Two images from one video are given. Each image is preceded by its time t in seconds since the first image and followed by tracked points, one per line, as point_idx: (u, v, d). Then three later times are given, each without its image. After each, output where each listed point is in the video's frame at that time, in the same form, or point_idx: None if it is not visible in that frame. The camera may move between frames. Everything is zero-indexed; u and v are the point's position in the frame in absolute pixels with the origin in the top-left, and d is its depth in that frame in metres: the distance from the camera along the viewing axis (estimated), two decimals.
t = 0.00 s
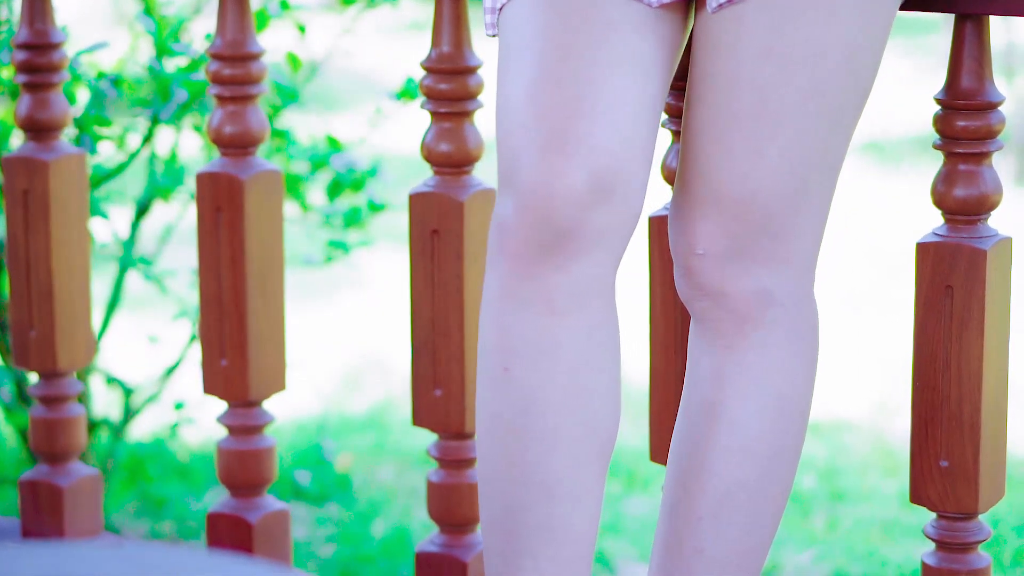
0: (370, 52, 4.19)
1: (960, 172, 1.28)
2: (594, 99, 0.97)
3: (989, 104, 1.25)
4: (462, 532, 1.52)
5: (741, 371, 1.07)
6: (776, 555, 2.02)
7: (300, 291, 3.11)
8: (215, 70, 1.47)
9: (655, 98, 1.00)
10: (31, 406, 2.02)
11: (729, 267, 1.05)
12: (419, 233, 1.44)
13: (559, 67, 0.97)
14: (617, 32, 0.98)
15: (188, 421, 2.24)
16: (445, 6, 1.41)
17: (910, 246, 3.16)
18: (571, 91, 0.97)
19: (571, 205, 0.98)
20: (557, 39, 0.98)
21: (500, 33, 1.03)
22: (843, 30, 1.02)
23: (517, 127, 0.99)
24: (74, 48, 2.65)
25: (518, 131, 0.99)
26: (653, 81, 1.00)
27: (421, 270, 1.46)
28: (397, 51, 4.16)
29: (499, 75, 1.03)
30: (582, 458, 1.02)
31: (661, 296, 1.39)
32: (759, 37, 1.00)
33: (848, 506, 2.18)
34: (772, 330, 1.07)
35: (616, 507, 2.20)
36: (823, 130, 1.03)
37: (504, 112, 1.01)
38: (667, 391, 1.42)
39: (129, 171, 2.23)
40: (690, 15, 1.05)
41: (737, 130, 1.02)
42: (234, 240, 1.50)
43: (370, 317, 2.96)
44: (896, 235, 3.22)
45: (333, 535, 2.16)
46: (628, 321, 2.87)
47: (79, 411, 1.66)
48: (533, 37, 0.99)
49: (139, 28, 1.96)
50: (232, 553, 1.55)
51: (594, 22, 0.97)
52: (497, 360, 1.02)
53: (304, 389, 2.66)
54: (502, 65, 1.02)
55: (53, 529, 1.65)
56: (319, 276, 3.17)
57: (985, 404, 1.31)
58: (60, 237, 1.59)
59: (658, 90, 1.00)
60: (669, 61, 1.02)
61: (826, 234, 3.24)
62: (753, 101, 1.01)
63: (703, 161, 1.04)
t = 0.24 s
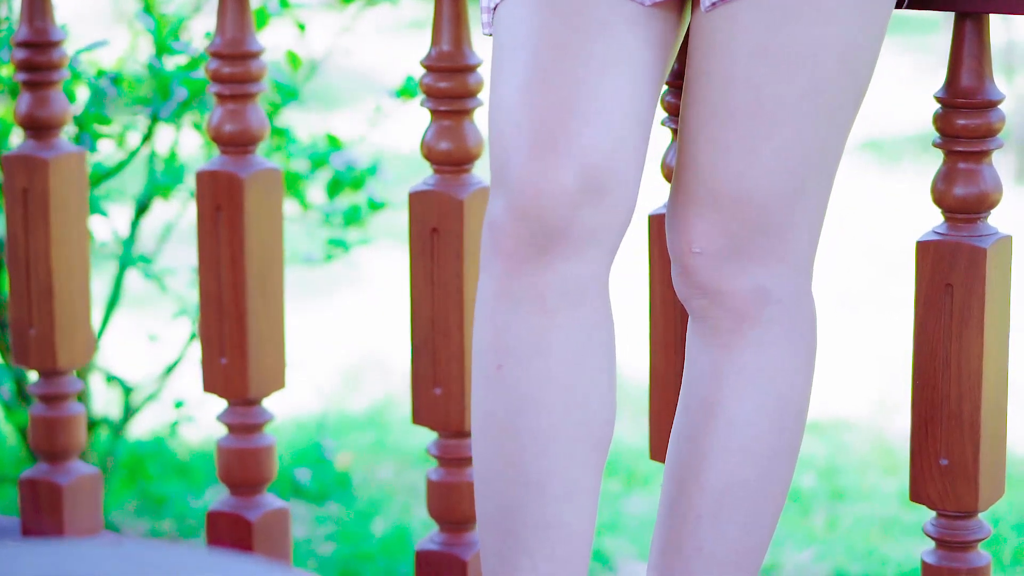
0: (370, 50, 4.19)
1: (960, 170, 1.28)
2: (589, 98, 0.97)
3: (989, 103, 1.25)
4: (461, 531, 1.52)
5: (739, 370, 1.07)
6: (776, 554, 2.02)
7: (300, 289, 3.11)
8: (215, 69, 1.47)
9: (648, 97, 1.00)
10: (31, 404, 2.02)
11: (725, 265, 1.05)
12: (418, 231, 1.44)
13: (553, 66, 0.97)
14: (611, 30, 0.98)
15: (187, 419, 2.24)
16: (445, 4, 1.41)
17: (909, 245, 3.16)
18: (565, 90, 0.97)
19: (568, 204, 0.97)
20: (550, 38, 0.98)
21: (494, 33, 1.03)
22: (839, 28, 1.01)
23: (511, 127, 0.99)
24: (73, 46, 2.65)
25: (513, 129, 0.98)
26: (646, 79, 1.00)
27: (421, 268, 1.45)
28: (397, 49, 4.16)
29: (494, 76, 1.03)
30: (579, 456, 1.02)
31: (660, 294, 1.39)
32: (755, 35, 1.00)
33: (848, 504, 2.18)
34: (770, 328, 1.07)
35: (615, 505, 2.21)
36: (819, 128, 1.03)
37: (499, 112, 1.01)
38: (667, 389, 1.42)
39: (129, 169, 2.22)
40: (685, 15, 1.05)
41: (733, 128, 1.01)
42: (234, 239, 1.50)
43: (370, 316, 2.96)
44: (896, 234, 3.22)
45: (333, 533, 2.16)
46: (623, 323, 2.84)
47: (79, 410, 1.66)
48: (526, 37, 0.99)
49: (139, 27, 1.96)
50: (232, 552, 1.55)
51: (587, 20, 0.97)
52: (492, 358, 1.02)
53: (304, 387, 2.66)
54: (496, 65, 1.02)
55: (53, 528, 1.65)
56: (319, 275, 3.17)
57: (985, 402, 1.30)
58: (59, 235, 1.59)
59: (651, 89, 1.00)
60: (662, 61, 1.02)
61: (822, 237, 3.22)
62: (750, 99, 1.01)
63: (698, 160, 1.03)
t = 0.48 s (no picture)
0: (370, 48, 4.19)
1: (960, 168, 1.28)
2: (583, 97, 0.97)
3: (989, 101, 1.25)
4: (461, 528, 1.52)
5: (736, 367, 1.07)
6: (775, 552, 2.02)
7: (300, 287, 3.11)
8: (215, 67, 1.47)
9: (639, 95, 1.00)
10: (31, 402, 2.02)
11: (723, 265, 1.05)
12: (418, 229, 1.44)
13: (546, 64, 0.97)
14: (603, 28, 0.98)
15: (187, 417, 2.24)
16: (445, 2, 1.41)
17: (908, 243, 3.15)
18: (559, 88, 0.97)
19: (564, 201, 0.98)
20: (543, 36, 0.98)
21: (488, 33, 1.03)
22: (835, 25, 1.01)
23: (502, 125, 0.99)
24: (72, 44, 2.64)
25: (506, 128, 0.99)
26: (639, 77, 1.00)
27: (421, 266, 1.45)
28: (396, 47, 4.15)
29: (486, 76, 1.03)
30: (575, 453, 1.02)
31: (660, 291, 1.40)
32: (750, 31, 1.00)
33: (848, 502, 2.18)
34: (766, 326, 1.06)
35: (615, 504, 2.21)
36: (816, 125, 1.03)
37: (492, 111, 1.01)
38: (666, 386, 1.42)
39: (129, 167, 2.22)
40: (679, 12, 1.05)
41: (728, 127, 1.01)
42: (234, 237, 1.50)
43: (370, 314, 2.96)
44: (894, 235, 3.20)
45: (332, 531, 2.16)
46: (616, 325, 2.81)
47: (79, 408, 1.66)
48: (519, 36, 0.99)
49: (139, 25, 1.96)
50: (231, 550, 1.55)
51: (579, 19, 0.97)
52: (485, 357, 1.02)
53: (304, 385, 2.66)
54: (489, 65, 1.02)
55: (53, 526, 1.65)
56: (319, 272, 3.17)
57: (984, 401, 1.31)
58: (59, 233, 1.59)
59: (642, 87, 1.00)
60: (654, 59, 1.02)
61: (817, 239, 3.19)
62: (745, 97, 1.01)
63: (693, 157, 1.03)
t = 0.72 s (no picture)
0: (369, 45, 4.19)
1: (959, 166, 1.28)
2: (578, 93, 0.97)
3: (989, 98, 1.25)
4: (461, 526, 1.52)
5: (732, 364, 1.07)
6: (774, 550, 2.02)
7: (299, 285, 3.11)
8: (215, 64, 1.46)
9: (632, 92, 1.00)
10: (31, 400, 2.01)
11: (720, 263, 1.05)
12: (418, 227, 1.44)
13: (540, 60, 0.97)
14: (597, 25, 0.98)
15: (187, 415, 2.24)
16: None
17: (908, 241, 3.15)
18: (554, 84, 0.97)
19: (559, 198, 0.97)
20: (538, 32, 0.98)
21: (482, 32, 1.04)
22: (831, 21, 1.01)
23: (495, 122, 0.99)
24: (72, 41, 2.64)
25: (501, 124, 0.99)
26: (632, 73, 1.00)
27: (420, 263, 1.45)
28: (396, 44, 4.15)
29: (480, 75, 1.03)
30: (571, 450, 1.02)
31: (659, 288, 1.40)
32: (745, 28, 1.00)
33: (848, 499, 2.18)
34: (763, 322, 1.06)
35: (614, 501, 2.21)
36: (812, 121, 1.03)
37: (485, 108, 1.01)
38: (665, 383, 1.42)
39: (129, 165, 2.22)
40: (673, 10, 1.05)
41: (723, 123, 1.01)
42: (234, 235, 1.50)
43: (370, 312, 2.96)
44: (893, 233, 3.20)
45: (332, 529, 2.16)
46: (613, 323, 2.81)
47: (79, 405, 1.66)
48: (513, 32, 0.99)
49: (139, 22, 1.96)
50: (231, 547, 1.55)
51: (573, 15, 0.97)
52: (480, 355, 1.02)
53: (304, 383, 2.66)
54: (483, 64, 1.02)
55: (53, 523, 1.65)
56: (318, 270, 3.17)
57: (984, 398, 1.31)
58: (59, 231, 1.59)
59: (635, 83, 1.00)
60: (649, 56, 1.02)
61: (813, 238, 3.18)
62: (741, 93, 1.01)
63: (687, 154, 1.03)
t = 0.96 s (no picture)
0: (369, 42, 4.19)
1: (960, 163, 1.28)
2: (575, 93, 0.97)
3: (989, 96, 1.25)
4: (461, 523, 1.52)
5: (730, 361, 1.07)
6: (775, 547, 2.01)
7: (300, 282, 3.11)
8: (215, 61, 1.46)
9: (629, 90, 1.00)
10: (31, 397, 2.01)
11: (718, 261, 1.04)
12: (418, 224, 1.44)
13: (538, 59, 0.97)
14: (595, 23, 0.98)
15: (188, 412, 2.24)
16: None
17: (908, 239, 3.15)
18: (551, 84, 0.97)
19: (557, 196, 0.97)
20: (535, 32, 0.98)
21: (481, 30, 1.03)
22: (828, 19, 1.01)
23: (493, 119, 0.99)
24: (71, 38, 2.64)
25: (498, 124, 0.99)
26: (629, 72, 1.00)
27: (420, 261, 1.45)
28: (396, 41, 4.15)
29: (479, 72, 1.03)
30: (568, 447, 1.02)
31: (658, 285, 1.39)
32: (743, 25, 1.00)
33: (848, 496, 2.18)
34: (761, 319, 1.06)
35: (614, 499, 2.21)
36: (810, 118, 1.03)
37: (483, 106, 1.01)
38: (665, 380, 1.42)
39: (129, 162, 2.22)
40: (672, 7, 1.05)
41: (720, 121, 1.01)
42: (234, 232, 1.50)
43: (370, 309, 2.96)
44: (891, 231, 3.19)
45: (332, 526, 2.16)
46: (612, 321, 2.81)
47: (79, 402, 1.66)
48: (510, 30, 0.99)
49: (139, 19, 1.96)
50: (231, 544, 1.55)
51: (571, 14, 0.97)
52: (477, 354, 1.02)
53: (304, 380, 2.66)
54: (481, 62, 1.02)
55: (53, 521, 1.65)
56: (318, 268, 3.17)
57: (984, 395, 1.31)
58: (59, 228, 1.59)
59: (633, 81, 1.00)
60: (646, 53, 1.02)
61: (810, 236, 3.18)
62: (738, 91, 1.00)
63: (685, 151, 1.02)
